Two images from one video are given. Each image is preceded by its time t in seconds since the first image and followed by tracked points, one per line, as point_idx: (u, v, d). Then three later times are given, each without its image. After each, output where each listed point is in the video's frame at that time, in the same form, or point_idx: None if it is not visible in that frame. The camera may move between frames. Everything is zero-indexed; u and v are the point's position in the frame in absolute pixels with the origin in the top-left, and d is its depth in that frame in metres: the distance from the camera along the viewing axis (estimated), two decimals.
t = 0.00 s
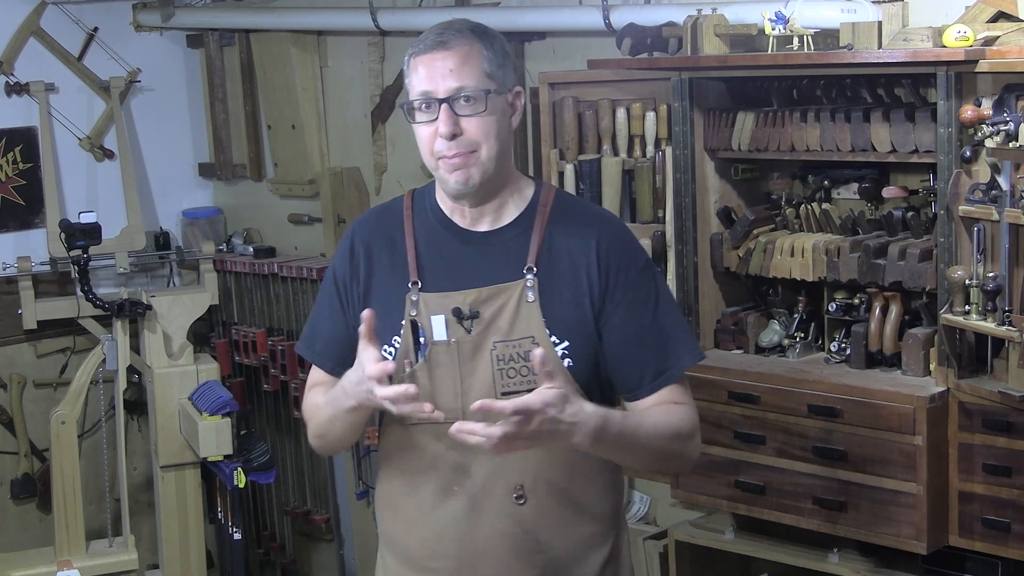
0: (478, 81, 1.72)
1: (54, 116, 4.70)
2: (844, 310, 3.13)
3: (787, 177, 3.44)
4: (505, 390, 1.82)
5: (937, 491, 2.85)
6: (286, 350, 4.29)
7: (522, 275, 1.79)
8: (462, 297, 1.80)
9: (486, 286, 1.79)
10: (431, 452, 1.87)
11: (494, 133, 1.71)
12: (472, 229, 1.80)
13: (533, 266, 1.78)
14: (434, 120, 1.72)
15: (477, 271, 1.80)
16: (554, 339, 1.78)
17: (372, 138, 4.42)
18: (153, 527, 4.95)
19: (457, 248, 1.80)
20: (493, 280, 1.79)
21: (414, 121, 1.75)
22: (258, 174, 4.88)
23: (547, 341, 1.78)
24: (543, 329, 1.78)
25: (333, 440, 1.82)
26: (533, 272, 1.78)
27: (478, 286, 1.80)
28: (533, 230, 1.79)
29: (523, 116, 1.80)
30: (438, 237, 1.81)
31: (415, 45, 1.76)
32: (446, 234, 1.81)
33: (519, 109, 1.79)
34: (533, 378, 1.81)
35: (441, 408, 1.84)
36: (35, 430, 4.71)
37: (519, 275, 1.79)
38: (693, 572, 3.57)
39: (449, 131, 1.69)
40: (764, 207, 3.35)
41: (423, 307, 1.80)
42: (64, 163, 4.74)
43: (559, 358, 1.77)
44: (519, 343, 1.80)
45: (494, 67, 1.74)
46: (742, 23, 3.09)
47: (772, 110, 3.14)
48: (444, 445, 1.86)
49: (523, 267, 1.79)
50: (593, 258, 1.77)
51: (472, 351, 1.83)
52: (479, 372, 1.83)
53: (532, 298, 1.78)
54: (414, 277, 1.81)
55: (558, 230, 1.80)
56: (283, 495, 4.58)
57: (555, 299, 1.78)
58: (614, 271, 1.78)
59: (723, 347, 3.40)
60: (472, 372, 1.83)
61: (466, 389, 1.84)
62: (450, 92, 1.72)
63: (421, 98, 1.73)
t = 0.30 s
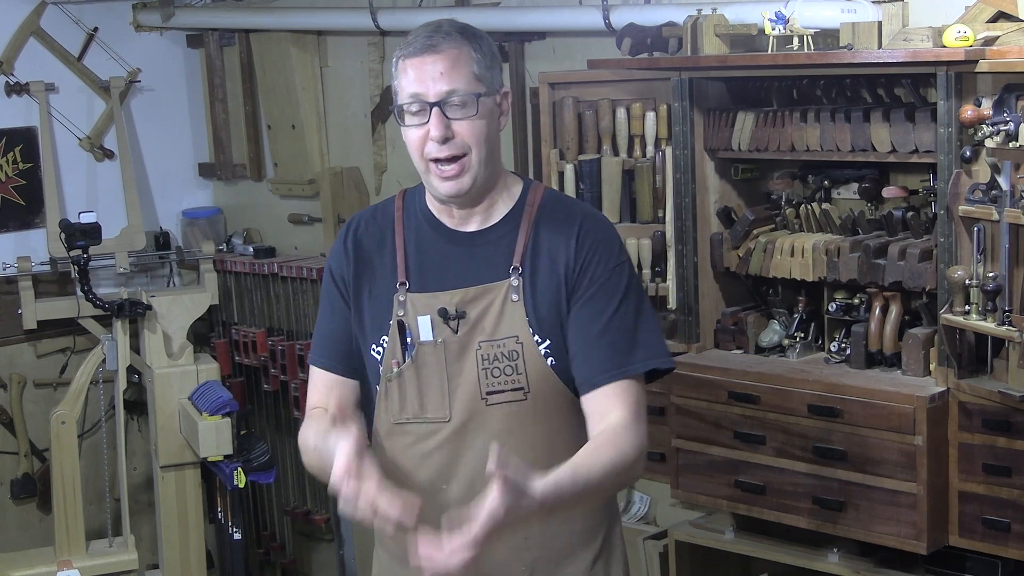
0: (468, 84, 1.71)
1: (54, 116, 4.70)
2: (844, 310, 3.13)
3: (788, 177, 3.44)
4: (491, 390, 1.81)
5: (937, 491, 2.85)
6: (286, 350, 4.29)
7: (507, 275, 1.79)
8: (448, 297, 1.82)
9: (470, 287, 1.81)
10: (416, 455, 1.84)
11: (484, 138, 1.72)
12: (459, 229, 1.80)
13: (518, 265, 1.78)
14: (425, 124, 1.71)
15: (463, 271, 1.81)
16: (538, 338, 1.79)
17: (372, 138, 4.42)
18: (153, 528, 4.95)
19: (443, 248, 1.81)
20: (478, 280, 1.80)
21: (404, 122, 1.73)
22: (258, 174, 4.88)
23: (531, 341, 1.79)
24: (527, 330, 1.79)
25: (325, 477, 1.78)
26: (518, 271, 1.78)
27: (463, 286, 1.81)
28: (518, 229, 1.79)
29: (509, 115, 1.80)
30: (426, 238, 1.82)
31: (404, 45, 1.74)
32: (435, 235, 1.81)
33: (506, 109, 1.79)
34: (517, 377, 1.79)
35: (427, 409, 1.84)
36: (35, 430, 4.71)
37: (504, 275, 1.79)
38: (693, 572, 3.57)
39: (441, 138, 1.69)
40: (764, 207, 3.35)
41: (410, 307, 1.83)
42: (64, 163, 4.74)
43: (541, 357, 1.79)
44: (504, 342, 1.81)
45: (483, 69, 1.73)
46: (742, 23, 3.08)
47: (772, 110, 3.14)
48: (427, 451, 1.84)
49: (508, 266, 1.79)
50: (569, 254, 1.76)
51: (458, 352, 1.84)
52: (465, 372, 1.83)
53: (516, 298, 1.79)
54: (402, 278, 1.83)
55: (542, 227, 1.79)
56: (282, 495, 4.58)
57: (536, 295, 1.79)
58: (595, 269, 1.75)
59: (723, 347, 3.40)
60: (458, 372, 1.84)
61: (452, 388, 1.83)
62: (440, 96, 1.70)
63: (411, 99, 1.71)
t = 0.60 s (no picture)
0: (465, 85, 1.71)
1: (54, 116, 4.70)
2: (844, 310, 3.13)
3: (788, 176, 3.43)
4: (489, 396, 1.80)
5: (937, 491, 2.85)
6: (286, 350, 4.29)
7: (504, 280, 1.79)
8: (446, 303, 1.82)
9: (468, 292, 1.81)
10: (413, 461, 1.84)
11: (480, 139, 1.71)
12: (455, 233, 1.80)
13: (515, 269, 1.78)
14: (421, 123, 1.70)
15: (459, 277, 1.81)
16: (536, 343, 1.79)
17: (372, 138, 4.42)
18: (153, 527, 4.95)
19: (439, 252, 1.81)
20: (474, 286, 1.80)
21: (400, 123, 1.73)
22: (258, 175, 4.88)
23: (529, 346, 1.79)
24: (525, 335, 1.79)
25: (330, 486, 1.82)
26: (516, 276, 1.78)
27: (459, 292, 1.81)
28: (515, 232, 1.79)
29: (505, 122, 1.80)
30: (421, 242, 1.82)
31: (401, 46, 1.74)
32: (430, 239, 1.81)
33: (502, 115, 1.79)
34: (515, 383, 1.79)
35: (425, 415, 1.83)
36: (35, 430, 4.71)
37: (501, 280, 1.79)
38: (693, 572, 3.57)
39: (436, 136, 1.68)
40: (764, 207, 3.35)
41: (407, 313, 1.83)
42: (64, 163, 4.75)
43: (540, 363, 1.79)
44: (502, 348, 1.81)
45: (481, 71, 1.73)
46: (742, 23, 3.09)
47: (772, 110, 3.14)
48: (426, 456, 1.83)
49: (505, 270, 1.79)
50: (569, 259, 1.76)
51: (456, 358, 1.83)
52: (463, 378, 1.82)
53: (513, 302, 1.78)
54: (398, 284, 1.83)
55: (539, 231, 1.79)
56: (282, 495, 4.58)
57: (534, 300, 1.78)
58: (593, 275, 1.75)
59: (723, 347, 3.40)
60: (456, 378, 1.83)
61: (450, 395, 1.83)
62: (436, 96, 1.71)
63: (408, 99, 1.72)
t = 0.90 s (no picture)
0: (467, 93, 1.71)
1: (54, 116, 4.70)
2: (844, 310, 3.13)
3: (787, 177, 3.43)
4: (494, 395, 1.80)
5: (937, 491, 2.85)
6: (286, 350, 4.29)
7: (508, 277, 1.80)
8: (449, 301, 1.81)
9: (471, 290, 1.80)
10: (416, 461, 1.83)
11: (481, 147, 1.71)
12: (457, 233, 1.80)
13: (519, 267, 1.79)
14: (424, 132, 1.70)
15: (464, 274, 1.81)
16: (541, 340, 1.80)
17: (372, 138, 4.42)
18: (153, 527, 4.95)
19: (443, 250, 1.81)
20: (478, 284, 1.80)
21: (402, 131, 1.73)
22: (258, 174, 4.88)
23: (534, 343, 1.79)
24: (530, 332, 1.79)
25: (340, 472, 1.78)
26: (520, 274, 1.79)
27: (463, 290, 1.81)
28: (517, 233, 1.80)
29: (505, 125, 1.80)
30: (423, 241, 1.82)
31: (400, 52, 1.73)
32: (431, 238, 1.81)
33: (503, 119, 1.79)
34: (520, 381, 1.79)
35: (430, 414, 1.83)
36: (35, 430, 4.71)
37: (504, 277, 1.80)
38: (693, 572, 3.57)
39: (441, 147, 1.68)
40: (764, 207, 3.35)
41: (410, 312, 1.82)
42: (64, 163, 4.74)
43: (546, 360, 1.79)
44: (507, 345, 1.81)
45: (483, 77, 1.73)
46: (742, 23, 3.08)
47: (772, 110, 3.14)
48: (429, 457, 1.83)
49: (509, 268, 1.80)
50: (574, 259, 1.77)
51: (460, 356, 1.83)
52: (468, 377, 1.82)
53: (518, 300, 1.79)
54: (399, 282, 1.82)
55: (541, 230, 1.80)
56: (283, 495, 4.58)
57: (539, 299, 1.79)
58: (597, 273, 1.77)
59: (723, 347, 3.40)
60: (460, 376, 1.83)
61: (455, 393, 1.82)
62: (440, 105, 1.70)
63: (410, 108, 1.71)
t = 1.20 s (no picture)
0: (474, 78, 1.72)
1: (54, 116, 4.70)
2: (844, 310, 3.12)
3: (787, 177, 3.44)
4: (499, 396, 1.80)
5: (937, 491, 2.85)
6: (286, 350, 4.29)
7: (512, 277, 1.80)
8: (453, 302, 1.81)
9: (476, 290, 1.81)
10: (421, 463, 1.83)
11: (487, 132, 1.72)
12: (460, 232, 1.80)
13: (522, 267, 1.80)
14: (430, 115, 1.71)
15: (468, 275, 1.81)
16: (546, 341, 1.80)
17: (372, 138, 4.42)
18: (153, 527, 4.95)
19: (446, 251, 1.81)
20: (482, 285, 1.81)
21: (407, 116, 1.74)
22: (258, 174, 4.88)
23: (539, 344, 1.80)
24: (535, 333, 1.80)
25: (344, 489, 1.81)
26: (523, 274, 1.80)
27: (468, 290, 1.81)
28: (521, 232, 1.80)
29: (511, 118, 1.81)
30: (427, 242, 1.82)
31: (408, 41, 1.75)
32: (435, 239, 1.81)
33: (508, 112, 1.80)
34: (526, 382, 1.80)
35: (434, 415, 1.82)
36: (36, 430, 4.71)
37: (509, 277, 1.80)
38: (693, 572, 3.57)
39: (445, 128, 1.69)
40: (764, 207, 3.35)
41: (413, 312, 1.82)
42: (64, 163, 4.74)
43: (551, 361, 1.80)
44: (512, 346, 1.81)
45: (489, 66, 1.74)
46: (742, 23, 3.09)
47: (772, 110, 3.14)
48: (433, 458, 1.83)
49: (512, 268, 1.80)
50: (579, 259, 1.78)
51: (464, 357, 1.83)
52: (473, 378, 1.82)
53: (522, 300, 1.80)
54: (402, 284, 1.82)
55: (545, 230, 1.80)
56: (282, 495, 4.58)
57: (544, 299, 1.79)
58: (602, 273, 1.78)
59: (722, 347, 3.40)
60: (465, 378, 1.83)
61: (460, 395, 1.82)
62: (446, 88, 1.71)
63: (416, 92, 1.72)
